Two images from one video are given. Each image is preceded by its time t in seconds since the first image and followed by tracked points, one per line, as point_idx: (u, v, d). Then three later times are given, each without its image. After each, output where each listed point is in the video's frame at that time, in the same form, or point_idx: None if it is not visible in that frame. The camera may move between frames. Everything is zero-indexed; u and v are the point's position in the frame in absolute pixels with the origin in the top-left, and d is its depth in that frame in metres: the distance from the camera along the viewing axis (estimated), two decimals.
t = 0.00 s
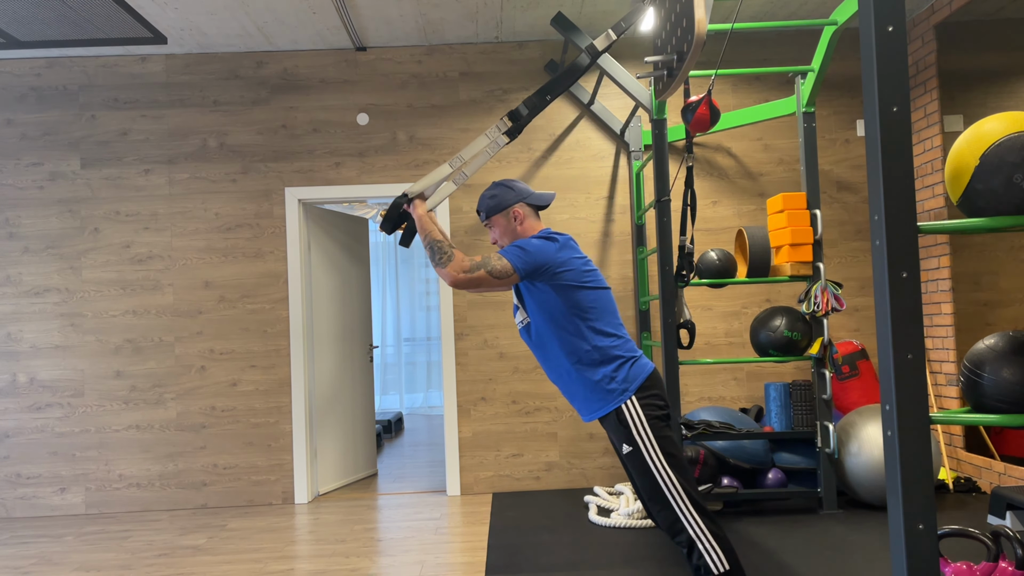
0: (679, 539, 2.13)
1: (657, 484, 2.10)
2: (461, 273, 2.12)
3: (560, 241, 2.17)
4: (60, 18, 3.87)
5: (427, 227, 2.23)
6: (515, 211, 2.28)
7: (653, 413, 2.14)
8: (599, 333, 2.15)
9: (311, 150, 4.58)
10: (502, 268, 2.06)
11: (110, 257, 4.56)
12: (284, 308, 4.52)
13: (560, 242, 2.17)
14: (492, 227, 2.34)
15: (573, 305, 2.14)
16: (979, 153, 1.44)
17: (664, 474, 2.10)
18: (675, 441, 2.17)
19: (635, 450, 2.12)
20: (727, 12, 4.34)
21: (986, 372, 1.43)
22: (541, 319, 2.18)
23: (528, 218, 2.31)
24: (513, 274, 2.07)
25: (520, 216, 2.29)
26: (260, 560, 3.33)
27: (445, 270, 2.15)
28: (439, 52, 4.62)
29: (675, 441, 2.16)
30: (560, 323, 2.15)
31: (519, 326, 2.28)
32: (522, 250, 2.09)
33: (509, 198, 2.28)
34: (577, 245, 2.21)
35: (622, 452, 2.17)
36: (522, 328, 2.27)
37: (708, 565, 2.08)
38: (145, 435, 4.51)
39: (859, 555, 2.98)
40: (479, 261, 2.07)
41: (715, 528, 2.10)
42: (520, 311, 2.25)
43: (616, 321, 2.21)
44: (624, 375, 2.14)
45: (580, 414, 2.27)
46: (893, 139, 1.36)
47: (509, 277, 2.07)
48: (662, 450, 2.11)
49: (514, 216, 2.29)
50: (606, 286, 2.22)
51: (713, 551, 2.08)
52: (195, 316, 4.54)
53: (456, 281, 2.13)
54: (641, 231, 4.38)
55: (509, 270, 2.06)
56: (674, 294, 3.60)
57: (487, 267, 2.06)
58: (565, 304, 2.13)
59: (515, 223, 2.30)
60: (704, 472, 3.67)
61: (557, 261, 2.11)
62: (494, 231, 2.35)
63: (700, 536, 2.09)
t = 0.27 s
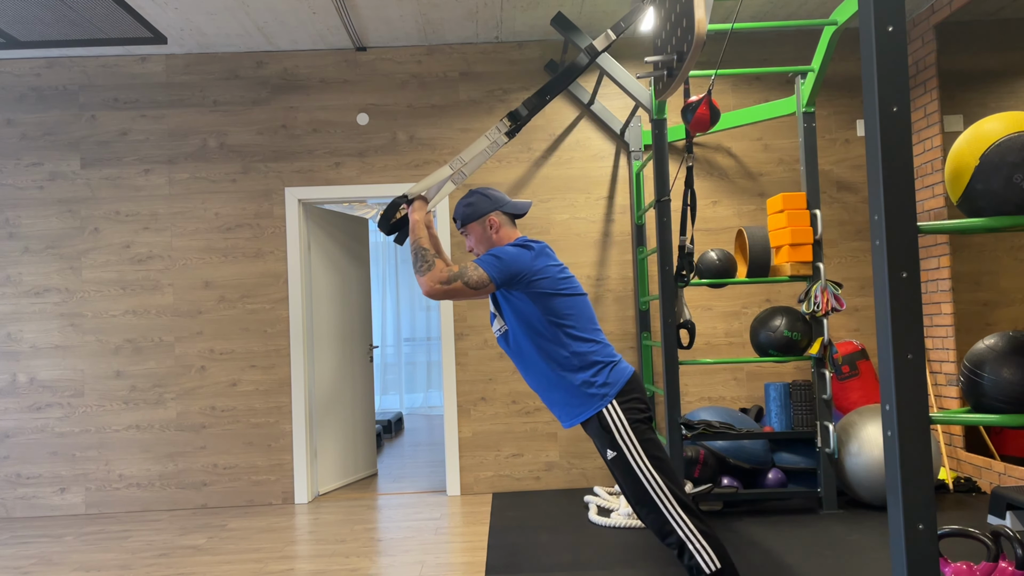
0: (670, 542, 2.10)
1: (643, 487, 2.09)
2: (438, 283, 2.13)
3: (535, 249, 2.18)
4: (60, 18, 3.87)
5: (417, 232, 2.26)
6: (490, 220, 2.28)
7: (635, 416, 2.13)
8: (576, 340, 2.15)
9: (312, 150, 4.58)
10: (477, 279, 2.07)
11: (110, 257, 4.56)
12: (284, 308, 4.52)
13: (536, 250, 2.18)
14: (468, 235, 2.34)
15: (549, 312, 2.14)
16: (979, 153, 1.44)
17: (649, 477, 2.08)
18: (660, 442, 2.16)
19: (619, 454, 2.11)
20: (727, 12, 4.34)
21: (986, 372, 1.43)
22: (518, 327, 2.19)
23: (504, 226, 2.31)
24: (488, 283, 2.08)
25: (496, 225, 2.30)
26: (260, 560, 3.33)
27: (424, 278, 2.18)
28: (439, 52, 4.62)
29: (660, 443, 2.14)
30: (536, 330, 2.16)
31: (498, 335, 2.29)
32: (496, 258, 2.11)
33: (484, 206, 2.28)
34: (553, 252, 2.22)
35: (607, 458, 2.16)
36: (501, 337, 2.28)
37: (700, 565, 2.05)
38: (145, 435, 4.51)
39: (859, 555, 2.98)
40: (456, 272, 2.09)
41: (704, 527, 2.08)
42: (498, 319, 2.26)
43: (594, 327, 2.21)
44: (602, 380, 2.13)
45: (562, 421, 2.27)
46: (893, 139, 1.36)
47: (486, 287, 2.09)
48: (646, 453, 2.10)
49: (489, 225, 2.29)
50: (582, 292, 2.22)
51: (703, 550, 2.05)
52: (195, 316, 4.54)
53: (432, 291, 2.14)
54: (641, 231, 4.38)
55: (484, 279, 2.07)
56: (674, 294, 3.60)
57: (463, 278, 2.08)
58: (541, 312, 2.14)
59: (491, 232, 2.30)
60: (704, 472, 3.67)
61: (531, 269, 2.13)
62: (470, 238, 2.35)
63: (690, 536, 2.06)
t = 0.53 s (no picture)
0: (661, 543, 2.11)
1: (631, 491, 2.09)
2: (420, 290, 2.10)
3: (517, 255, 2.17)
4: (60, 18, 3.87)
5: (412, 237, 2.26)
6: (473, 226, 2.28)
7: (620, 420, 2.13)
8: (558, 346, 2.15)
9: (312, 150, 4.58)
10: (460, 287, 2.06)
11: (110, 257, 4.56)
12: (284, 308, 4.52)
13: (517, 257, 2.17)
14: (449, 242, 2.33)
15: (531, 319, 2.13)
16: (979, 153, 1.44)
17: (636, 480, 2.08)
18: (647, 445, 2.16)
19: (605, 459, 2.11)
20: (727, 12, 4.34)
21: (986, 372, 1.43)
22: (500, 333, 2.18)
23: (485, 234, 2.31)
24: (471, 291, 2.07)
25: (478, 232, 2.29)
26: (260, 560, 3.33)
27: (409, 282, 2.16)
28: (439, 52, 4.62)
29: (647, 445, 2.14)
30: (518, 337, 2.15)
31: (480, 341, 2.28)
32: (478, 265, 2.09)
33: (466, 213, 2.28)
34: (534, 258, 2.20)
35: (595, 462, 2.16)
36: (483, 343, 2.26)
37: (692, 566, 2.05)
38: (145, 435, 4.51)
39: (859, 555, 2.97)
40: (439, 279, 2.07)
41: (694, 527, 2.08)
42: (481, 325, 2.25)
43: (576, 332, 2.20)
44: (585, 385, 2.13)
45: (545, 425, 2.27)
46: (893, 139, 1.36)
47: (467, 295, 2.07)
48: (633, 456, 2.10)
49: (471, 231, 2.29)
50: (565, 297, 2.21)
51: (695, 550, 2.05)
52: (195, 316, 4.54)
53: (415, 297, 2.11)
54: (640, 231, 4.38)
55: (466, 287, 2.06)
56: (674, 294, 3.60)
57: (447, 286, 2.06)
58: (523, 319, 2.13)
59: (472, 239, 2.30)
60: (704, 472, 3.67)
61: (513, 276, 2.11)
62: (451, 245, 2.34)
63: (680, 537, 2.06)
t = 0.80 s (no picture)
0: (655, 545, 2.11)
1: (625, 493, 2.09)
2: (410, 295, 2.05)
3: (504, 261, 2.14)
4: (60, 18, 3.87)
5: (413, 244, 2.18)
6: (461, 232, 2.28)
7: (613, 421, 2.12)
8: (549, 350, 2.13)
9: (312, 150, 4.58)
10: (449, 295, 2.02)
11: (110, 257, 4.56)
12: (284, 308, 4.52)
13: (505, 262, 2.14)
14: (438, 249, 2.33)
15: (521, 324, 2.11)
16: (979, 153, 1.44)
17: (630, 482, 2.08)
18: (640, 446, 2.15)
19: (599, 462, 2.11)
20: (727, 12, 4.34)
21: (986, 372, 1.43)
22: (490, 340, 2.16)
23: (474, 239, 2.30)
24: (460, 299, 2.03)
25: (466, 238, 2.29)
26: (260, 560, 3.33)
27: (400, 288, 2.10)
28: (439, 52, 4.62)
29: (640, 447, 2.14)
30: (508, 343, 2.13)
31: (470, 347, 2.26)
32: (466, 273, 2.06)
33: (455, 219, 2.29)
34: (523, 262, 2.18)
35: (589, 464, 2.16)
36: (473, 349, 2.24)
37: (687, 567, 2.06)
38: (145, 435, 4.51)
39: (859, 555, 2.97)
40: (429, 288, 2.02)
41: (688, 528, 2.08)
42: (470, 332, 2.23)
43: (567, 334, 2.19)
44: (577, 388, 2.13)
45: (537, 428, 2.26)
46: (893, 139, 1.35)
47: (456, 303, 2.03)
48: (626, 458, 2.10)
49: (460, 238, 2.28)
50: (554, 301, 2.19)
51: (688, 551, 2.06)
52: (195, 316, 4.54)
53: (403, 304, 2.05)
54: (640, 231, 4.38)
55: (455, 295, 2.02)
56: (674, 295, 3.60)
57: (437, 295, 2.01)
58: (513, 324, 2.11)
59: (460, 245, 2.29)
60: (704, 472, 3.67)
61: (502, 282, 2.09)
62: (440, 251, 2.33)
63: (674, 539, 2.07)
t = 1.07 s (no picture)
0: (666, 540, 2.10)
1: (640, 486, 2.09)
2: (435, 289, 2.09)
3: (527, 250, 2.16)
4: (60, 18, 3.87)
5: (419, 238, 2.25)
6: (484, 222, 2.27)
7: (631, 414, 2.13)
8: (571, 340, 2.14)
9: (312, 150, 4.58)
10: (472, 284, 2.05)
11: (110, 257, 4.56)
12: (284, 308, 4.52)
13: (528, 252, 2.16)
14: (461, 238, 2.33)
15: (543, 313, 2.13)
16: (980, 153, 1.43)
17: (646, 475, 2.08)
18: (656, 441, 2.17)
19: (616, 453, 2.10)
20: (727, 12, 4.34)
21: (987, 372, 1.43)
22: (512, 330, 2.16)
23: (497, 229, 2.30)
24: (484, 288, 2.07)
25: (489, 228, 2.28)
26: (260, 560, 3.33)
27: (422, 286, 2.14)
28: (439, 52, 4.61)
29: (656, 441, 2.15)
30: (530, 332, 2.14)
31: (491, 338, 2.27)
32: (489, 262, 2.08)
33: (478, 209, 2.27)
34: (545, 253, 2.20)
35: (604, 456, 2.15)
36: (494, 340, 2.25)
37: (697, 563, 2.05)
38: (145, 435, 4.51)
39: (860, 555, 2.97)
40: (451, 279, 2.06)
41: (700, 525, 2.08)
42: (492, 323, 2.23)
43: (589, 325, 2.20)
44: (598, 379, 2.13)
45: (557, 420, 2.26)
46: (893, 139, 1.35)
47: (481, 291, 2.07)
48: (644, 450, 2.10)
49: (483, 228, 2.27)
50: (577, 292, 2.21)
51: (700, 548, 2.05)
52: (195, 316, 4.54)
53: (429, 299, 2.10)
54: (640, 231, 4.38)
55: (478, 284, 2.06)
56: (674, 294, 3.60)
57: (460, 284, 2.05)
58: (536, 313, 2.12)
59: (484, 235, 2.29)
60: (704, 472, 3.67)
61: (525, 271, 2.10)
62: (463, 241, 2.33)
63: (686, 534, 2.06)
